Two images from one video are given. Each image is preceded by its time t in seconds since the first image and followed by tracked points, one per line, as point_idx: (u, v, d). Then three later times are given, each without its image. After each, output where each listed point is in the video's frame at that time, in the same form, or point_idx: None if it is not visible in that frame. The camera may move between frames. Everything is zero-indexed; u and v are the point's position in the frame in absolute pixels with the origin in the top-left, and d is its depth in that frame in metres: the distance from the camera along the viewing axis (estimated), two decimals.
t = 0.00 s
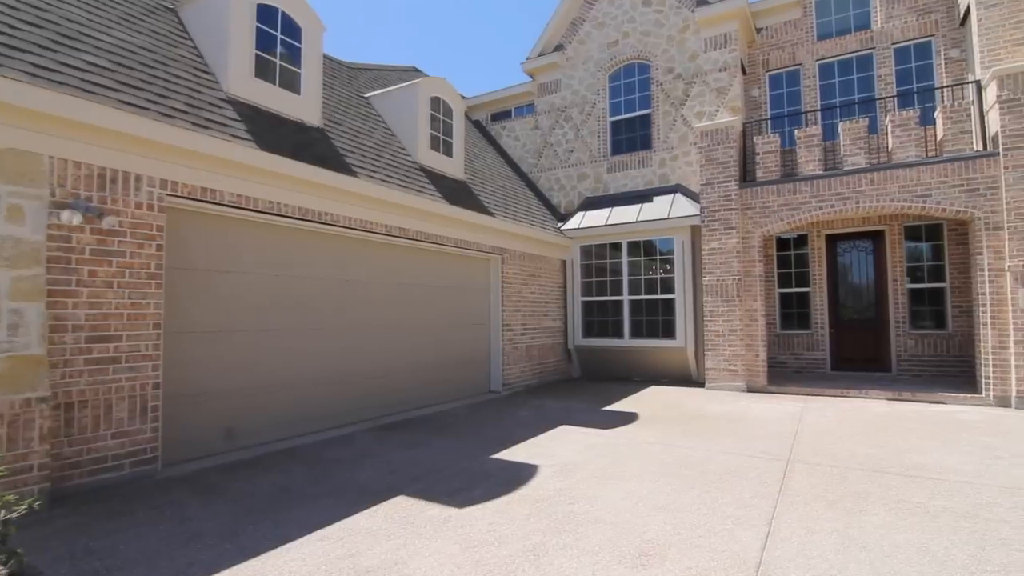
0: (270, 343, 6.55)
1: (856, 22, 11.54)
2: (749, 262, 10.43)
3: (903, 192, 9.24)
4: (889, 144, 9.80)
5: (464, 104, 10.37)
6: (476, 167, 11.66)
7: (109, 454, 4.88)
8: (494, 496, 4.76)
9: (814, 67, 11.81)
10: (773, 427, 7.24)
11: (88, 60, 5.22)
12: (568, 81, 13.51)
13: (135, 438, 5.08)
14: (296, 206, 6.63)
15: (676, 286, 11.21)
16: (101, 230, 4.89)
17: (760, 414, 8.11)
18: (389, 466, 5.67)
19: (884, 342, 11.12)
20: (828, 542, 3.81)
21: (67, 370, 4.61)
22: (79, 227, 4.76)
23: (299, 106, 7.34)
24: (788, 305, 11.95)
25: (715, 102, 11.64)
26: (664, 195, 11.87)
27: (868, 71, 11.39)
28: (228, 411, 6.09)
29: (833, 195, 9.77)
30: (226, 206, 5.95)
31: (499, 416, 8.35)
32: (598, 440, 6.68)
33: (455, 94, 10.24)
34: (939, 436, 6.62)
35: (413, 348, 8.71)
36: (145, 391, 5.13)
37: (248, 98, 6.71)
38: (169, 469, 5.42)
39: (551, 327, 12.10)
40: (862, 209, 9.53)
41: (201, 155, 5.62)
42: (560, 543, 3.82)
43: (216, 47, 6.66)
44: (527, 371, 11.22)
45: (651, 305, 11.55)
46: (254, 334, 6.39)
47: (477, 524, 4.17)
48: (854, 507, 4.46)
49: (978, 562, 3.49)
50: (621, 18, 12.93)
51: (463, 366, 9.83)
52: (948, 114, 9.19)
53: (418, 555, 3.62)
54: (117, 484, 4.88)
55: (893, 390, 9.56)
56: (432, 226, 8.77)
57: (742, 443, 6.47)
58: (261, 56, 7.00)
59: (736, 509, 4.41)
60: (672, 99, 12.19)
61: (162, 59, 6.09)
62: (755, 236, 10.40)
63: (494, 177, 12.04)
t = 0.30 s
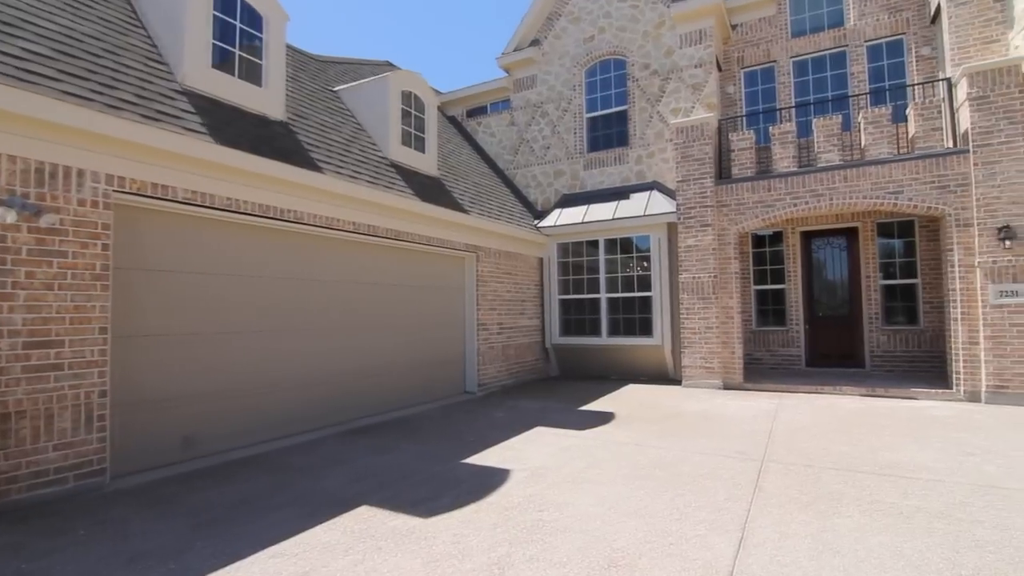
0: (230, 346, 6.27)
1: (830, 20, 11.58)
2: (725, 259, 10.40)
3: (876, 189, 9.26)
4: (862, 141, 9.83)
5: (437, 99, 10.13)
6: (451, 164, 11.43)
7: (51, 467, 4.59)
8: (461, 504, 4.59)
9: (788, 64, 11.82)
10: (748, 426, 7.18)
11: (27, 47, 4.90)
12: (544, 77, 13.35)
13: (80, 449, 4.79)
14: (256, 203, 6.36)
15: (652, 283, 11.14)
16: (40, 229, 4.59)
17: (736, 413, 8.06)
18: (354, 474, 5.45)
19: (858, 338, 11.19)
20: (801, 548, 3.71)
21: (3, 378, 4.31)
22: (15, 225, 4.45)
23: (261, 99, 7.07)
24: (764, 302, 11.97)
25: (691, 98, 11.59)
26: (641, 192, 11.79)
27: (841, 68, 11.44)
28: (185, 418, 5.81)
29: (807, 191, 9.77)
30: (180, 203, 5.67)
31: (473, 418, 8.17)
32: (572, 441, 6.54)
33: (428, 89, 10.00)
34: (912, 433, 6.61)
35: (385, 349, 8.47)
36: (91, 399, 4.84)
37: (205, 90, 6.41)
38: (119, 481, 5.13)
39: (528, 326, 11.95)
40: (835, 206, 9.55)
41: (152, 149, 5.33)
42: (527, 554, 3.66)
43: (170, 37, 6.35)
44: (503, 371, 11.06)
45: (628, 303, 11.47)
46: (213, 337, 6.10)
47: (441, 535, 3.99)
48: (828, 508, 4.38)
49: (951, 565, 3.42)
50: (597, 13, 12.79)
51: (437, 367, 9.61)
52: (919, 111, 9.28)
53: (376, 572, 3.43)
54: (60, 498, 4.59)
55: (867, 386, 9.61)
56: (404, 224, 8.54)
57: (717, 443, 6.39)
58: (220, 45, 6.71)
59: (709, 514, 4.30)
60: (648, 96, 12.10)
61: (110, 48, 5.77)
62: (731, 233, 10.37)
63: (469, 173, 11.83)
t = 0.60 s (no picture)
0: (196, 348, 6.04)
1: (810, 16, 11.57)
2: (706, 256, 10.36)
3: (856, 185, 9.27)
4: (842, 138, 9.82)
5: (414, 93, 9.92)
6: (429, 159, 11.22)
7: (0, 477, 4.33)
8: (434, 511, 4.44)
9: (769, 60, 11.80)
10: (729, 424, 7.11)
11: None
12: (525, 71, 13.18)
13: (32, 457, 4.53)
14: (223, 199, 6.12)
15: (634, 281, 11.06)
16: None
17: (717, 411, 8.00)
18: (325, 479, 5.27)
19: (838, 335, 11.24)
20: (782, 552, 3.62)
21: None
22: None
23: (224, 90, 6.88)
24: (745, 299, 11.96)
25: (673, 94, 11.51)
26: (623, 188, 11.70)
27: (822, 65, 11.44)
28: (147, 422, 5.58)
29: (788, 188, 9.75)
30: (141, 199, 5.42)
31: (452, 418, 8.01)
32: (551, 442, 6.42)
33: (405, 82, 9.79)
34: (891, 430, 6.60)
35: (360, 349, 8.27)
36: (44, 405, 4.59)
37: (165, 80, 6.20)
38: (76, 491, 4.89)
39: (509, 324, 11.81)
40: (816, 202, 9.54)
41: (111, 142, 5.08)
42: (500, 564, 3.52)
43: (131, 24, 6.10)
44: (484, 369, 10.91)
45: (609, 300, 11.37)
46: (177, 339, 5.86)
47: (412, 545, 3.83)
48: (808, 510, 4.30)
49: (932, 569, 3.35)
50: (578, 7, 12.65)
51: (415, 367, 9.44)
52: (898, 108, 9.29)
53: None
54: (11, 510, 4.34)
55: (846, 382, 9.63)
56: (380, 220, 8.32)
57: (697, 442, 6.31)
58: (180, 33, 6.53)
59: (688, 517, 4.20)
60: (629, 91, 12.00)
61: (65, 35, 5.49)
62: (712, 229, 10.32)
63: (448, 169, 11.63)
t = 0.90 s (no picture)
0: (153, 349, 5.74)
1: (790, 11, 11.51)
2: (686, 252, 10.27)
3: (835, 181, 9.22)
4: (821, 133, 9.77)
5: (388, 84, 9.65)
6: (406, 152, 10.96)
7: None
8: (400, 519, 4.23)
9: (750, 55, 11.73)
10: (708, 423, 7.01)
11: None
12: (504, 64, 12.94)
13: None
14: (181, 193, 5.82)
15: (614, 277, 10.93)
16: None
17: (696, 408, 7.90)
18: (288, 486, 5.03)
19: (817, 331, 11.24)
20: (759, 560, 3.49)
21: None
22: None
23: (185, 78, 6.55)
24: (725, 295, 11.91)
25: (653, 88, 11.38)
26: (603, 184, 11.55)
27: (802, 60, 11.39)
28: (100, 427, 5.28)
29: (768, 183, 9.68)
30: (91, 191, 5.10)
31: (426, 419, 7.80)
32: (527, 443, 6.24)
33: (379, 72, 9.50)
34: (870, 427, 6.55)
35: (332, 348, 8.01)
36: None
37: (120, 66, 5.87)
38: (19, 503, 4.59)
39: (488, 321, 11.61)
40: (795, 198, 9.48)
41: (56, 131, 4.76)
42: None
43: (80, 6, 5.76)
44: (462, 368, 10.71)
45: (589, 297, 11.24)
46: (133, 339, 5.56)
47: (374, 557, 3.63)
48: (787, 514, 4.18)
49: None
50: None
51: (390, 365, 9.20)
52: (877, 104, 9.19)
53: None
54: None
55: (825, 378, 9.61)
56: (352, 215, 8.06)
57: (675, 442, 6.19)
58: (136, 18, 6.20)
59: (664, 522, 4.05)
60: (610, 85, 11.84)
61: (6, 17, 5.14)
62: (692, 225, 10.23)
63: (426, 163, 11.37)
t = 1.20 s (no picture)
0: (110, 350, 5.44)
1: (774, 7, 11.43)
2: (669, 249, 10.14)
3: (817, 178, 9.14)
4: (804, 130, 9.70)
5: (364, 75, 9.37)
6: (384, 146, 10.68)
7: None
8: (367, 531, 4.01)
9: (733, 51, 11.63)
10: (689, 423, 6.88)
11: None
12: (486, 57, 12.70)
13: None
14: (139, 185, 5.53)
15: (597, 274, 10.78)
16: None
17: (678, 408, 7.78)
18: (252, 495, 4.78)
19: (799, 329, 11.20)
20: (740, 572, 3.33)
21: None
22: None
23: (146, 66, 6.24)
24: (708, 293, 11.83)
25: (636, 83, 11.24)
26: (585, 180, 11.39)
27: (785, 56, 11.31)
28: (50, 434, 4.98)
29: (751, 180, 9.57)
30: (39, 183, 4.81)
31: (403, 420, 7.57)
32: (504, 446, 6.05)
33: (355, 63, 9.21)
34: (852, 427, 6.47)
35: (304, 349, 7.75)
36: None
37: (73, 52, 5.55)
38: None
39: (469, 319, 11.39)
40: (778, 195, 9.38)
41: None
42: None
43: None
44: (442, 367, 10.48)
45: (572, 295, 11.08)
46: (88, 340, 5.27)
47: (334, 572, 3.41)
48: (769, 521, 4.04)
49: None
50: None
51: (367, 365, 8.95)
52: (860, 101, 9.17)
53: None
54: None
55: (807, 376, 9.55)
56: (325, 210, 7.79)
57: (656, 443, 6.04)
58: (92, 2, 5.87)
59: (643, 531, 3.88)
60: (592, 80, 11.67)
61: None
62: (675, 222, 10.11)
63: (405, 157, 11.10)
